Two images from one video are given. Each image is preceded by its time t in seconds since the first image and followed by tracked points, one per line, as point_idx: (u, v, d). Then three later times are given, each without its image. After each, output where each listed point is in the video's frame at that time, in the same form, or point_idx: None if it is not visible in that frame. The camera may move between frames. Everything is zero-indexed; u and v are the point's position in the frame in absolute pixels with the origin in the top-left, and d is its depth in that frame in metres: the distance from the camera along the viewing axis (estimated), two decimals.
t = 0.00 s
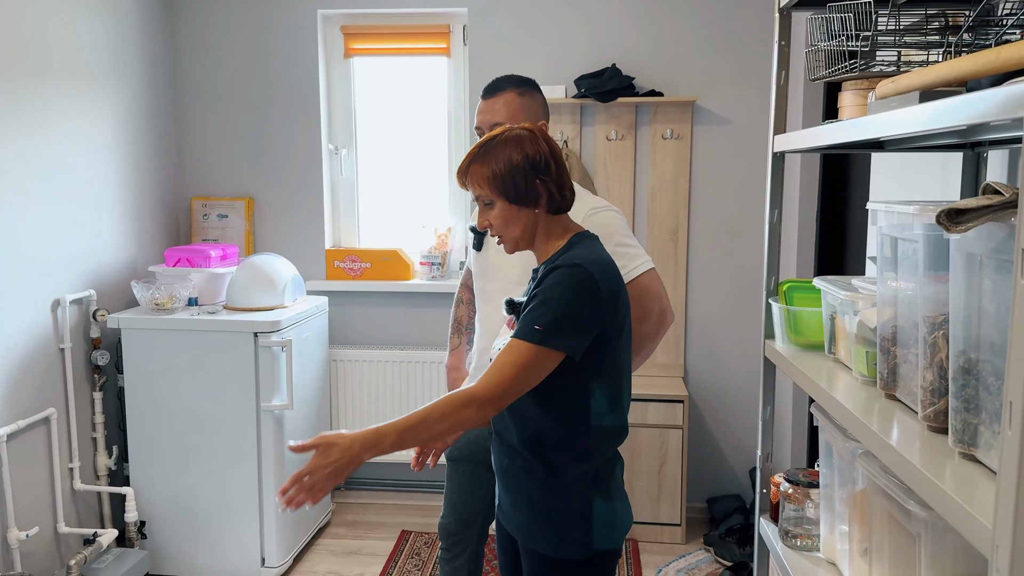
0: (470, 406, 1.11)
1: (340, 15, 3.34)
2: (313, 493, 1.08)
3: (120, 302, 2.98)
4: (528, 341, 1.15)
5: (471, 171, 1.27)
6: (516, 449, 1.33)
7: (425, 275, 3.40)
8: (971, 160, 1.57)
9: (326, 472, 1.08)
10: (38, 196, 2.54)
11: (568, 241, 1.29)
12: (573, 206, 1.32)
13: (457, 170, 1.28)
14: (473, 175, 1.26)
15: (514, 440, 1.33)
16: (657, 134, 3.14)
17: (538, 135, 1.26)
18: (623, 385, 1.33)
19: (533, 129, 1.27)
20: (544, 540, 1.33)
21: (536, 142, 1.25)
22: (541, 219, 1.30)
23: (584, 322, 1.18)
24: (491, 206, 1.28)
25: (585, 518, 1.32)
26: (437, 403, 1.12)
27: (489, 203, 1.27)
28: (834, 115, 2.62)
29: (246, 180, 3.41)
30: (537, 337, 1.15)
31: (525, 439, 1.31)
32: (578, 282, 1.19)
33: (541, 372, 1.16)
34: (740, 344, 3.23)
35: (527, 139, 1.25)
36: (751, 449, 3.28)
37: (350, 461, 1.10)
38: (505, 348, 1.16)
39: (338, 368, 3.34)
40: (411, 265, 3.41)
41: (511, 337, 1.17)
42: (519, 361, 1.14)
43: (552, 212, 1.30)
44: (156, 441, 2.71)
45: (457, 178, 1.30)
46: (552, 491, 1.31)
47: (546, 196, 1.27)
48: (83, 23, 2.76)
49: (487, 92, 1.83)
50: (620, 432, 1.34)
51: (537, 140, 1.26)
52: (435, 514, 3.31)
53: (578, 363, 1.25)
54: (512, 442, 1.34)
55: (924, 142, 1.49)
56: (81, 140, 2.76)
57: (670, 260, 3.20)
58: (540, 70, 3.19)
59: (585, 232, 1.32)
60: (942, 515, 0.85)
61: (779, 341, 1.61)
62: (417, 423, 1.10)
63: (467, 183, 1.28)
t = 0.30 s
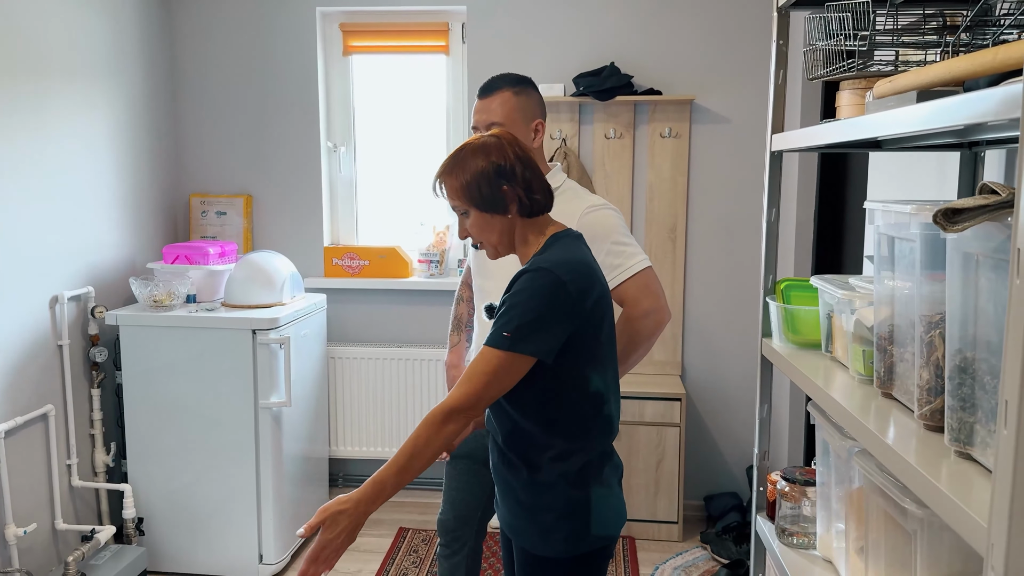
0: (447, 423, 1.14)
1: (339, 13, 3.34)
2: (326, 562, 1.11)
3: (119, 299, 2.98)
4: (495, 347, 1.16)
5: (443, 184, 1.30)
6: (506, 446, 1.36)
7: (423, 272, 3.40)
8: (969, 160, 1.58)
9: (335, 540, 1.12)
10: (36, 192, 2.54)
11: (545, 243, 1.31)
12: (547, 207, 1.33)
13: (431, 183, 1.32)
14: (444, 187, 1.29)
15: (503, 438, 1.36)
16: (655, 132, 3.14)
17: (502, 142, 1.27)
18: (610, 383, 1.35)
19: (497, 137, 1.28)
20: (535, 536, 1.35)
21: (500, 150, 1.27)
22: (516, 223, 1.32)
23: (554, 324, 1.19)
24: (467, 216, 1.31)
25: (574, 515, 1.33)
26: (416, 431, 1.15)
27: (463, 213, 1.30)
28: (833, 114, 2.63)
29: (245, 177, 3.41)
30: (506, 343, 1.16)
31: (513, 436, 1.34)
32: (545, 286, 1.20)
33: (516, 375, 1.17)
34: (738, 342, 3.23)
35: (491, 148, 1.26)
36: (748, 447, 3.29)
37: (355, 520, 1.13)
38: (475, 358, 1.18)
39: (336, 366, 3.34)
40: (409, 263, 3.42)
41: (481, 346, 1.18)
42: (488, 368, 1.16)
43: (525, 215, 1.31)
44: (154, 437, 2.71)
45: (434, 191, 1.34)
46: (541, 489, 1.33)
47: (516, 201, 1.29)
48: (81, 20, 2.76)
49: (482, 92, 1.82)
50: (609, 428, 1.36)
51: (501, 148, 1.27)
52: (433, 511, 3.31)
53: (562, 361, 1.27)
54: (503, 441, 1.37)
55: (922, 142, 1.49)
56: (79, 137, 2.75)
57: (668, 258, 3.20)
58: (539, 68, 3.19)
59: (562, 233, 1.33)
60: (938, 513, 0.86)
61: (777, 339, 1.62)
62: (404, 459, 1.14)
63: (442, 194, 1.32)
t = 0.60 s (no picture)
0: (446, 421, 1.14)
1: (338, 9, 3.34)
2: (320, 560, 1.10)
3: (118, 295, 2.98)
4: (493, 344, 1.16)
5: (437, 184, 1.30)
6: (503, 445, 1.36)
7: (423, 270, 3.40)
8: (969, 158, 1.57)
9: (331, 538, 1.11)
10: (35, 189, 2.54)
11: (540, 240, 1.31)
12: (540, 204, 1.33)
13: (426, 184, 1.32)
14: (438, 188, 1.29)
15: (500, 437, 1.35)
16: (655, 130, 3.13)
17: (494, 140, 1.27)
18: (608, 379, 1.35)
19: (490, 135, 1.28)
20: (533, 535, 1.35)
21: (492, 148, 1.26)
22: (511, 220, 1.31)
23: (550, 321, 1.19)
24: (461, 215, 1.31)
25: (572, 514, 1.33)
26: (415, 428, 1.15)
27: (457, 213, 1.30)
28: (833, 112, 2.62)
29: (244, 174, 3.40)
30: (503, 340, 1.16)
31: (511, 435, 1.33)
32: (542, 282, 1.20)
33: (515, 372, 1.17)
34: (737, 340, 3.23)
35: (483, 147, 1.26)
36: (747, 446, 3.28)
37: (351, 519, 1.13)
38: (472, 354, 1.18)
39: (336, 363, 3.34)
40: (408, 260, 3.41)
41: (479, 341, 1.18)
42: (487, 366, 1.16)
43: (519, 213, 1.31)
44: (154, 434, 2.71)
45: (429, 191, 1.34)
46: (539, 487, 1.33)
47: (509, 199, 1.28)
48: (81, 17, 2.76)
49: (478, 91, 1.82)
50: (606, 425, 1.35)
51: (493, 147, 1.26)
52: (432, 508, 3.31)
53: (559, 359, 1.27)
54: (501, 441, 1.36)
55: (922, 139, 1.49)
56: (78, 133, 2.75)
57: (667, 256, 3.20)
58: (539, 66, 3.19)
59: (557, 230, 1.33)
60: (938, 512, 0.85)
61: (777, 338, 1.61)
62: (402, 458, 1.14)
63: (437, 194, 1.32)
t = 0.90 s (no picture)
0: (448, 410, 1.14)
1: (339, 6, 3.33)
2: (312, 544, 1.10)
3: (117, 292, 2.98)
4: (497, 337, 1.16)
5: (440, 179, 1.29)
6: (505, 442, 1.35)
7: (422, 267, 3.40)
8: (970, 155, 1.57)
9: (324, 523, 1.10)
10: (34, 185, 2.53)
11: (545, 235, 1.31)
12: (545, 200, 1.32)
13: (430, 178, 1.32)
14: (442, 183, 1.29)
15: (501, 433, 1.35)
16: (655, 127, 3.13)
17: (498, 137, 1.26)
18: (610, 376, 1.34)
19: (494, 131, 1.27)
20: (532, 531, 1.35)
21: (496, 145, 1.26)
22: (514, 216, 1.31)
23: (554, 315, 1.19)
24: (464, 211, 1.30)
25: (572, 511, 1.33)
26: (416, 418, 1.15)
27: (461, 208, 1.30)
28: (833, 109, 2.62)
29: (244, 170, 3.40)
30: (507, 333, 1.16)
31: (512, 432, 1.33)
32: (548, 276, 1.19)
33: (518, 365, 1.17)
34: (737, 338, 3.23)
35: (488, 143, 1.25)
36: (746, 443, 3.28)
37: (345, 504, 1.12)
38: (475, 346, 1.18)
39: (336, 360, 3.34)
40: (408, 257, 3.41)
41: (483, 333, 1.18)
42: (491, 357, 1.16)
43: (523, 210, 1.31)
44: (154, 431, 2.71)
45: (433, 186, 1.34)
46: (540, 483, 1.33)
47: (513, 195, 1.28)
48: (80, 13, 2.75)
49: (476, 86, 1.82)
50: (607, 422, 1.35)
51: (497, 143, 1.26)
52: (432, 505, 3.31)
53: (562, 355, 1.26)
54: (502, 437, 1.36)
55: (923, 136, 1.48)
56: (78, 129, 2.75)
57: (667, 253, 3.19)
58: (539, 63, 3.18)
59: (561, 226, 1.33)
60: (938, 509, 0.85)
61: (777, 335, 1.60)
62: (401, 445, 1.14)
63: (440, 190, 1.31)
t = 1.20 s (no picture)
0: (446, 404, 1.14)
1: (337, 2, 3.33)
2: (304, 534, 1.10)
3: (116, 289, 2.98)
4: (498, 330, 1.16)
5: (451, 170, 1.29)
6: (506, 440, 1.36)
7: (421, 264, 3.41)
8: (968, 153, 1.57)
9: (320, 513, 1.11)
10: (33, 181, 2.53)
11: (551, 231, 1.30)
12: (553, 198, 1.33)
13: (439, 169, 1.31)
14: (453, 173, 1.28)
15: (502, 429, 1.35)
16: (654, 124, 3.13)
17: (513, 129, 1.27)
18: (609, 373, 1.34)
19: (509, 125, 1.28)
20: (533, 528, 1.35)
21: (510, 137, 1.26)
22: (522, 210, 1.31)
23: (555, 311, 1.19)
24: (473, 202, 1.30)
25: (572, 508, 1.33)
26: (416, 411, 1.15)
27: (471, 199, 1.29)
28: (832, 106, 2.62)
29: (242, 168, 3.40)
30: (508, 328, 1.16)
31: (512, 428, 1.34)
32: (549, 271, 1.20)
33: (517, 360, 1.17)
34: (735, 335, 3.23)
35: (502, 134, 1.26)
36: (745, 440, 3.28)
37: (340, 495, 1.12)
38: (475, 339, 1.18)
39: (335, 357, 3.34)
40: (407, 254, 3.41)
41: (484, 327, 1.18)
42: (490, 352, 1.16)
43: (532, 205, 1.31)
44: (153, 428, 2.71)
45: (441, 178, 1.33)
46: (540, 479, 1.33)
47: (524, 189, 1.28)
48: (79, 9, 2.75)
49: (472, 83, 1.81)
50: (608, 419, 1.35)
51: (511, 135, 1.26)
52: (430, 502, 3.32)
53: (563, 352, 1.26)
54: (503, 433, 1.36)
55: (922, 134, 1.48)
56: (76, 126, 2.75)
57: (666, 251, 3.19)
58: (538, 60, 3.18)
59: (567, 223, 1.33)
60: (935, 506, 0.85)
61: (775, 333, 1.60)
62: (399, 438, 1.14)
63: (449, 181, 1.31)
